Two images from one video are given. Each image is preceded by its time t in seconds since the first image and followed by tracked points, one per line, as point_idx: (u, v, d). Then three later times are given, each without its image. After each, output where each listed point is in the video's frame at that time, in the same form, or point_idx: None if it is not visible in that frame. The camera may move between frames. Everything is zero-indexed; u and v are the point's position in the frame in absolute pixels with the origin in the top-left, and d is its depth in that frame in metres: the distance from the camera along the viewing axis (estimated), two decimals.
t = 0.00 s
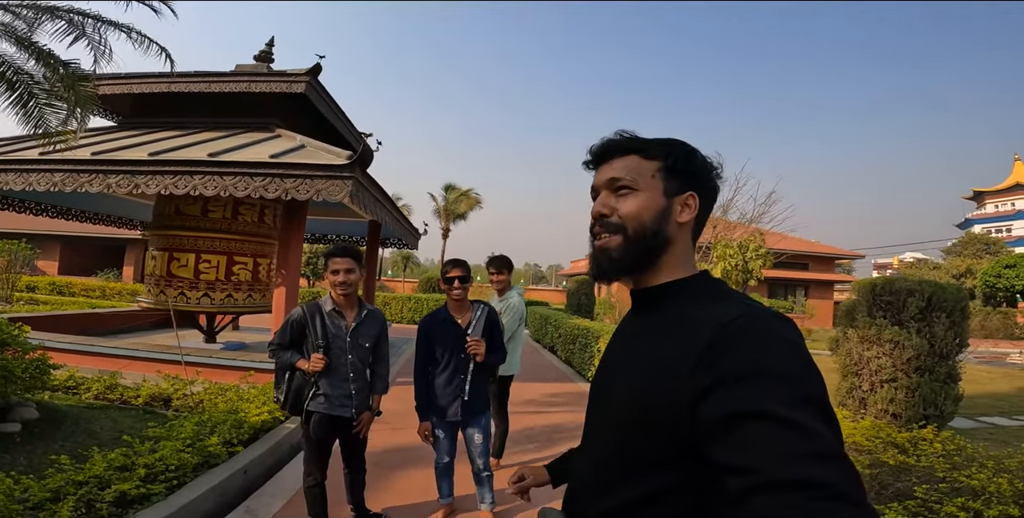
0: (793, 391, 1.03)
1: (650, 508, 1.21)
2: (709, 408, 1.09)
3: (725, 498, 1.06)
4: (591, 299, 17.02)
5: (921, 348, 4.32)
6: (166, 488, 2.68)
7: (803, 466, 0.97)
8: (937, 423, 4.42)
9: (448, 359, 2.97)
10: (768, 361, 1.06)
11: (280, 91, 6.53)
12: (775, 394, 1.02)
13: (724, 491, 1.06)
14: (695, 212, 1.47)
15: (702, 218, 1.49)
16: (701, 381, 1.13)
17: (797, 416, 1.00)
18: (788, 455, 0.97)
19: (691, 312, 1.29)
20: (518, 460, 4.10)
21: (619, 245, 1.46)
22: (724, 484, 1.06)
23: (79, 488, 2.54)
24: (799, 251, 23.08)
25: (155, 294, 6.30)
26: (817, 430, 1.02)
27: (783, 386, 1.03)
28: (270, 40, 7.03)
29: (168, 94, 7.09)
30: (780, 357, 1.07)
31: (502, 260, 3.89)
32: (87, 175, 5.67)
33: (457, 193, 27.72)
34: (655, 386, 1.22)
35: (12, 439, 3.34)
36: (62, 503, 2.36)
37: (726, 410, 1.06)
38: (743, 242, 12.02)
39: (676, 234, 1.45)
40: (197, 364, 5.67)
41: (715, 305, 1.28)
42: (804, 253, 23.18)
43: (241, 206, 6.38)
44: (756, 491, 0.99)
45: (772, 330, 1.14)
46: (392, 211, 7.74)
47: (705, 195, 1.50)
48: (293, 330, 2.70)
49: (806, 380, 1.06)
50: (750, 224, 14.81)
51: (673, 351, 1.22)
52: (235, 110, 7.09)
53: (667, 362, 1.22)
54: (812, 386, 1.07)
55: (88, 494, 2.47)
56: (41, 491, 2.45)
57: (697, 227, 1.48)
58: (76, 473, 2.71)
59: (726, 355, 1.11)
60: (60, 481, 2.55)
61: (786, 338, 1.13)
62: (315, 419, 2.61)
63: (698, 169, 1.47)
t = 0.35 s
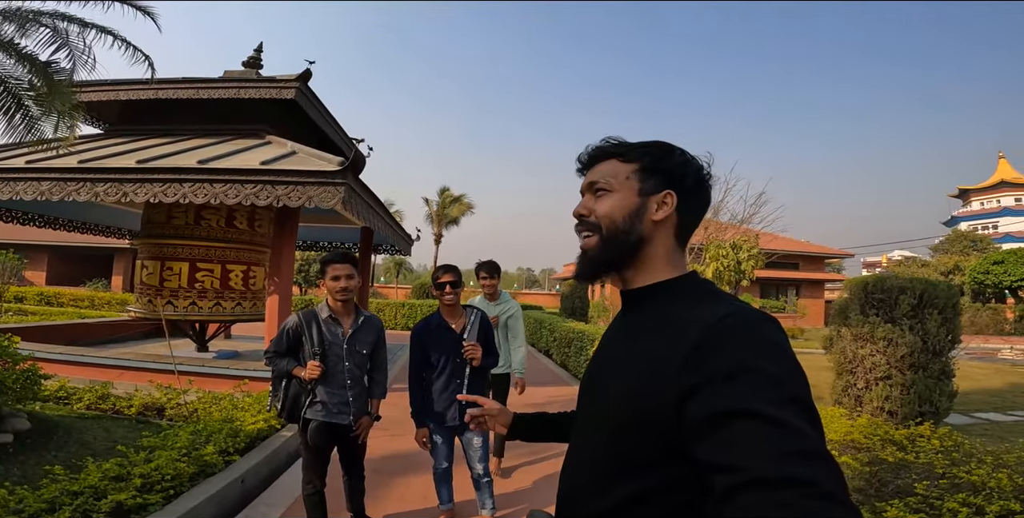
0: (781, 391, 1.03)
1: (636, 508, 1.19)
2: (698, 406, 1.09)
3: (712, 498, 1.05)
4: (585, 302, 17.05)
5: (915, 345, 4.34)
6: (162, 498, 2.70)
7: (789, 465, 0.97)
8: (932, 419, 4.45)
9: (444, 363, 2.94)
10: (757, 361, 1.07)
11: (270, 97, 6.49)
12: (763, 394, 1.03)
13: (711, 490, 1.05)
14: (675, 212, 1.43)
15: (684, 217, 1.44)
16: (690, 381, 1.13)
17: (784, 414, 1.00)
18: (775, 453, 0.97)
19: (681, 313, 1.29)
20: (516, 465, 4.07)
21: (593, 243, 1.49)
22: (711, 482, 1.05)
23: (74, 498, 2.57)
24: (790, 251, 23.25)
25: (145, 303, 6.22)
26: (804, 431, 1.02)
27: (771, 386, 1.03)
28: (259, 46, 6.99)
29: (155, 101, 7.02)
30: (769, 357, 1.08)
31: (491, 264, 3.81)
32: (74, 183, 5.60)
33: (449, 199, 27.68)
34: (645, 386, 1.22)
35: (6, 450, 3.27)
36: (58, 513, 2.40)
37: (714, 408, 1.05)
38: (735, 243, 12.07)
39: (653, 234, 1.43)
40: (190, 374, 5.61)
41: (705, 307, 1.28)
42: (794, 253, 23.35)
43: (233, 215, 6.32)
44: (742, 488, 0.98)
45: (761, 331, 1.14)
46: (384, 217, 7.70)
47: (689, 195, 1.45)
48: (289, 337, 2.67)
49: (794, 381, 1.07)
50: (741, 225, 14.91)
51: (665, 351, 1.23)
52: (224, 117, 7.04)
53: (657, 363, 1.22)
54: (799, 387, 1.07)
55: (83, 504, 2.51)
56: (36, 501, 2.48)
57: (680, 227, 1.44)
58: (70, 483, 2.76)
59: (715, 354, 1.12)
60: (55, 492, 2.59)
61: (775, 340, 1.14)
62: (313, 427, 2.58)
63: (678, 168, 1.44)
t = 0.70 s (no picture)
0: (790, 386, 0.99)
1: (646, 507, 1.17)
2: (705, 402, 1.06)
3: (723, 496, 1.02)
4: (581, 304, 17.06)
5: (914, 343, 4.36)
6: (162, 504, 2.67)
7: (800, 461, 0.93)
8: (931, 417, 4.46)
9: (445, 365, 2.92)
10: (765, 355, 1.03)
11: (265, 99, 6.45)
12: (772, 389, 0.99)
13: (722, 487, 1.03)
14: (667, 207, 1.39)
15: (679, 211, 1.38)
16: (696, 378, 1.10)
17: (794, 409, 0.97)
18: (784, 449, 0.94)
19: (689, 307, 1.26)
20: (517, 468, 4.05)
21: (588, 251, 1.49)
22: (722, 479, 1.02)
23: (73, 505, 2.54)
24: (784, 251, 23.35)
25: (140, 307, 6.16)
26: (816, 427, 0.99)
27: (780, 381, 1.00)
28: (254, 48, 6.95)
29: (149, 104, 6.97)
30: (778, 351, 1.04)
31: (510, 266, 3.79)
32: (68, 187, 5.55)
33: (444, 201, 27.64)
34: (651, 384, 1.19)
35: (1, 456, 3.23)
36: None
37: (722, 404, 1.02)
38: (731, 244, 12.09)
39: (649, 234, 1.40)
40: (187, 378, 5.56)
41: (713, 301, 1.24)
42: (789, 253, 23.45)
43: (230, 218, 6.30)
44: (752, 484, 0.95)
45: (770, 326, 1.10)
46: (381, 220, 7.67)
47: (681, 187, 1.39)
48: (292, 340, 2.66)
49: (805, 375, 1.03)
50: (736, 225, 14.95)
51: (671, 347, 1.20)
52: (219, 120, 7.00)
53: (663, 360, 1.19)
54: (810, 381, 1.03)
55: (82, 511, 2.48)
56: (35, 508, 2.46)
57: (674, 222, 1.39)
58: (68, 489, 2.73)
59: (720, 350, 1.08)
60: (53, 498, 2.56)
61: (784, 334, 1.10)
62: (316, 431, 2.56)
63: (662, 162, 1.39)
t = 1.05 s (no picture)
0: (806, 392, 0.91)
1: None
2: (717, 409, 0.97)
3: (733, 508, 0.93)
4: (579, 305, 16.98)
5: (922, 343, 4.30)
6: None
7: (815, 470, 0.85)
8: (940, 418, 4.40)
9: (444, 370, 2.85)
10: (780, 360, 0.95)
11: (258, 100, 6.33)
12: (787, 395, 0.91)
13: (732, 498, 0.94)
14: (651, 216, 1.28)
15: (666, 217, 1.26)
16: (706, 384, 1.01)
17: (810, 417, 0.89)
18: (800, 458, 0.86)
19: (697, 311, 1.17)
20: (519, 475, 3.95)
21: (604, 274, 1.45)
22: (732, 490, 0.94)
23: None
24: (781, 252, 23.36)
25: (132, 313, 6.04)
26: (832, 435, 0.91)
27: (796, 387, 0.92)
28: (247, 49, 6.84)
29: (139, 106, 6.85)
30: (794, 356, 0.96)
31: (539, 270, 3.56)
32: (56, 191, 5.42)
33: (441, 204, 27.53)
34: (656, 389, 1.10)
35: None
36: None
37: (734, 411, 0.94)
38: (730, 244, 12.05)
39: (643, 245, 1.30)
40: (180, 385, 5.44)
41: (724, 305, 1.16)
42: (786, 253, 23.46)
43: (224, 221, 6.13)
44: (764, 495, 0.87)
45: (786, 331, 1.02)
46: (377, 223, 7.56)
47: (663, 191, 1.27)
48: (286, 350, 2.56)
49: (821, 382, 0.95)
50: (734, 226, 14.92)
51: (679, 351, 1.11)
52: (211, 122, 6.88)
53: (670, 365, 1.10)
54: (826, 389, 0.95)
55: None
56: None
57: (664, 230, 1.27)
58: (54, 503, 2.62)
59: (732, 354, 0.99)
60: (37, 513, 2.45)
61: (799, 339, 1.01)
62: (315, 443, 2.48)
63: (634, 172, 1.30)
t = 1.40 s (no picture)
0: (798, 386, 0.87)
1: None
2: (710, 407, 0.90)
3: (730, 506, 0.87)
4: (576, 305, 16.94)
5: (922, 343, 4.25)
6: None
7: (813, 463, 0.81)
8: (940, 419, 4.36)
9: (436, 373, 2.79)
10: (771, 354, 0.90)
11: (250, 98, 6.23)
12: (781, 389, 0.86)
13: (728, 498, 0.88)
14: (644, 220, 1.22)
15: (658, 221, 1.20)
16: (696, 382, 0.94)
17: (803, 411, 0.84)
18: (798, 451, 0.81)
19: (684, 309, 1.11)
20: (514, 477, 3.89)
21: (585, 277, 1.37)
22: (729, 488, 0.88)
23: None
24: (777, 251, 23.39)
25: (120, 313, 5.94)
26: (825, 428, 0.87)
27: (789, 381, 0.87)
28: (238, 46, 6.74)
29: (128, 104, 6.74)
30: (784, 350, 0.91)
31: (545, 271, 3.39)
32: (41, 189, 5.32)
33: (436, 203, 27.44)
34: (642, 390, 1.03)
35: None
36: None
37: (729, 409, 0.87)
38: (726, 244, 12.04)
39: (633, 249, 1.23)
40: (169, 386, 5.35)
41: (710, 304, 1.09)
42: (782, 253, 23.50)
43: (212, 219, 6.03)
44: (764, 492, 0.82)
45: (773, 327, 0.97)
46: (371, 222, 7.48)
47: (656, 196, 1.21)
48: (272, 353, 2.50)
49: (811, 376, 0.91)
50: (730, 225, 14.91)
51: (666, 349, 1.04)
52: (201, 120, 6.78)
53: (658, 363, 1.03)
54: (816, 383, 0.91)
55: None
56: None
57: (655, 234, 1.21)
58: (34, 507, 2.54)
59: (722, 349, 0.93)
60: None
61: (786, 335, 0.97)
62: (306, 449, 2.41)
63: (630, 174, 1.23)
